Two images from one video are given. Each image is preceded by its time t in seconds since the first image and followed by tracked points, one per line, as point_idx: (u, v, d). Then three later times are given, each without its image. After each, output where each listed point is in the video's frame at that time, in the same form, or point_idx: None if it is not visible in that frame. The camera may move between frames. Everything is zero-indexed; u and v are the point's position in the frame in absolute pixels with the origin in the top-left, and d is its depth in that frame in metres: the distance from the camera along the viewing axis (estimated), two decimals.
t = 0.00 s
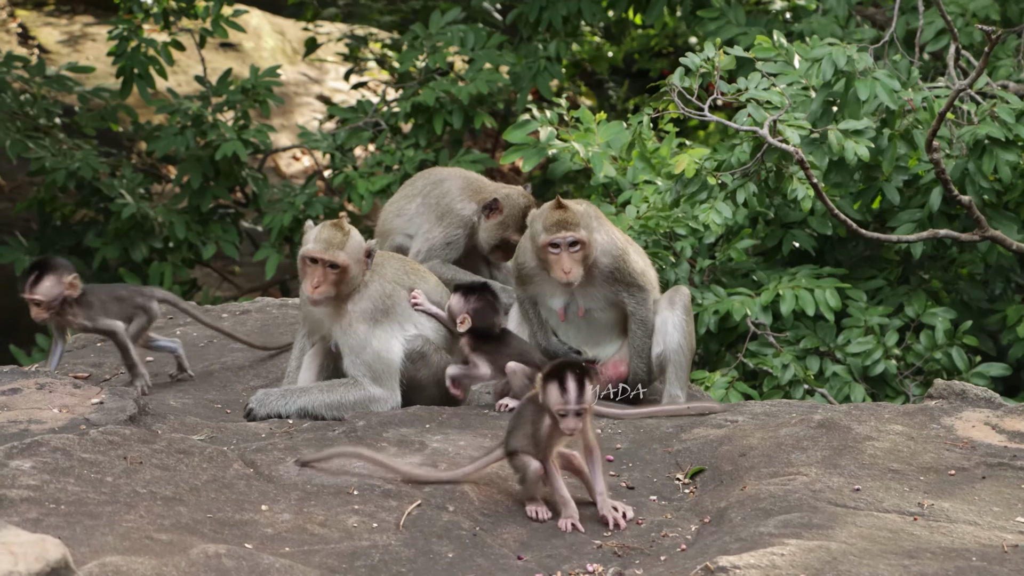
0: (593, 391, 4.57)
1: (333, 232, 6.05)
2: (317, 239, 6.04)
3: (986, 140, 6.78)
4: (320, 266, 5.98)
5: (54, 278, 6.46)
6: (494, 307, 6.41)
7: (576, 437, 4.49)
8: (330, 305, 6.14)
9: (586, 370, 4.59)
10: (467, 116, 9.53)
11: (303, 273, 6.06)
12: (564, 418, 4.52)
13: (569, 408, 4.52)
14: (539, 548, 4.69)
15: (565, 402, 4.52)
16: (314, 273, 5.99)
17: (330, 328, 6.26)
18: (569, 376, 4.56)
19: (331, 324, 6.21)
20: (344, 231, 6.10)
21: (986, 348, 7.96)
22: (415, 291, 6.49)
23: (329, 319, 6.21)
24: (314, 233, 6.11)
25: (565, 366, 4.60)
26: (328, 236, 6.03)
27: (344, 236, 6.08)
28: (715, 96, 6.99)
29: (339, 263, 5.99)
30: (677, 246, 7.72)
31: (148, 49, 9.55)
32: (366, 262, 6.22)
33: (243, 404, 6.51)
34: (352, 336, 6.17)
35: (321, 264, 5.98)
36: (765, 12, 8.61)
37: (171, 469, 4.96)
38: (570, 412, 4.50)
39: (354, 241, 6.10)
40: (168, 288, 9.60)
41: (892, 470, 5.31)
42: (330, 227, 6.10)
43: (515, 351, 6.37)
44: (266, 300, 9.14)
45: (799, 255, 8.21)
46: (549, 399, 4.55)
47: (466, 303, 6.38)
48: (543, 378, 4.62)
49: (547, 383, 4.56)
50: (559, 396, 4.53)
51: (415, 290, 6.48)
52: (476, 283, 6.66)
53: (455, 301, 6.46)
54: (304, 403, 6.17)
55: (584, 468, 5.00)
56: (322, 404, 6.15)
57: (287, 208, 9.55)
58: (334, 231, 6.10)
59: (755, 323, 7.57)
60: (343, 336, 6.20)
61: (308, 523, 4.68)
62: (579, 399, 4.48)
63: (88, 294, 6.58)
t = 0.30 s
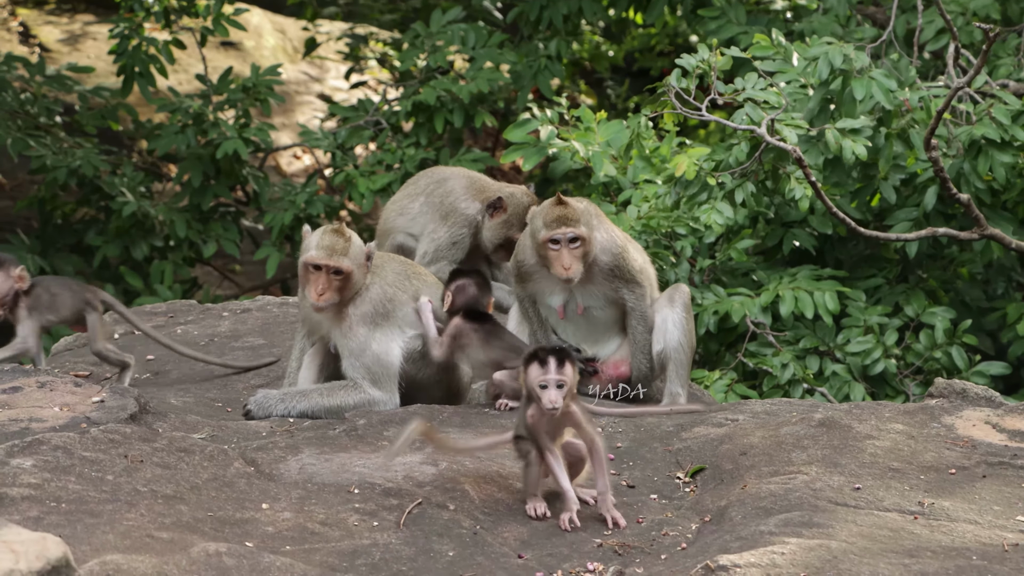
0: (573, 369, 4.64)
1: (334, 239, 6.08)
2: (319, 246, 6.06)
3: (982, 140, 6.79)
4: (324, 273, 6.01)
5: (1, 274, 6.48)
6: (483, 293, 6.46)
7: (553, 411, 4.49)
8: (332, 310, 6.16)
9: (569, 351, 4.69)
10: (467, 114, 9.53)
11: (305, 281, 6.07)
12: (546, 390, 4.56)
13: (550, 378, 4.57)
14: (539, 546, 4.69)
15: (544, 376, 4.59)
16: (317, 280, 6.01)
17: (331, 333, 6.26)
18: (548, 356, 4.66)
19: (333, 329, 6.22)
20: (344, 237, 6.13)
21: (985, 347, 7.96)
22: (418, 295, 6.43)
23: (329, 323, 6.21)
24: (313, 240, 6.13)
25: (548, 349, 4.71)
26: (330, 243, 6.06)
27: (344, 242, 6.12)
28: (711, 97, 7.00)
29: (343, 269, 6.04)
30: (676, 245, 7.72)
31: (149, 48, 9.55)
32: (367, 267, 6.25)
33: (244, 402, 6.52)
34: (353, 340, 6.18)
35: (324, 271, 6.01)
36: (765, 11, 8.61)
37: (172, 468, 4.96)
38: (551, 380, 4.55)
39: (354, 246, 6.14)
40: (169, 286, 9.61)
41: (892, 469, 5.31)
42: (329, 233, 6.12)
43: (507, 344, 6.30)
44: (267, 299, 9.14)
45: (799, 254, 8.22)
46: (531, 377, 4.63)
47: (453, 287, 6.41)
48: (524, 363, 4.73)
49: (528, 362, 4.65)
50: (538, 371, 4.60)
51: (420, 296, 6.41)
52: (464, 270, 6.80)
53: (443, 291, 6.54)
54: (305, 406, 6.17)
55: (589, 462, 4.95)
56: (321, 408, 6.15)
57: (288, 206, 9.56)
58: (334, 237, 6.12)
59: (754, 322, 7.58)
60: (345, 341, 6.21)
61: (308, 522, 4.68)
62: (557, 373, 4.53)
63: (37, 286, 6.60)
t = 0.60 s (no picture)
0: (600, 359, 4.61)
1: (334, 244, 6.07)
2: (320, 253, 6.05)
3: (985, 137, 6.81)
4: (327, 280, 6.02)
5: None
6: (472, 295, 6.21)
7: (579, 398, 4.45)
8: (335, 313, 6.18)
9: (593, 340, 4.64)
10: (468, 113, 9.54)
11: (308, 288, 6.09)
12: (571, 377, 4.50)
13: (576, 366, 4.52)
14: (539, 545, 4.69)
15: (569, 363, 4.53)
16: (320, 288, 6.02)
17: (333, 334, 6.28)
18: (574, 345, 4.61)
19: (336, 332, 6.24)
20: (344, 241, 6.11)
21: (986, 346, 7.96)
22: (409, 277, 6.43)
23: (330, 324, 6.22)
24: (314, 246, 6.12)
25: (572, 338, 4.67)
26: (330, 249, 6.05)
27: (344, 246, 6.10)
28: (714, 95, 7.01)
29: (347, 274, 6.05)
30: (677, 243, 7.67)
31: (149, 46, 9.55)
32: (367, 267, 6.26)
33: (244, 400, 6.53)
34: (354, 342, 6.19)
35: (327, 278, 6.02)
36: (765, 9, 8.61)
37: (172, 466, 4.96)
38: (577, 366, 4.50)
39: (355, 249, 6.13)
40: (170, 285, 9.62)
41: (893, 467, 5.31)
42: (329, 238, 6.10)
43: (497, 344, 6.22)
44: (268, 297, 9.14)
45: (800, 253, 8.23)
46: (555, 365, 4.57)
47: (443, 288, 6.23)
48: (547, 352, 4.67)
49: (553, 350, 4.58)
50: (564, 359, 4.54)
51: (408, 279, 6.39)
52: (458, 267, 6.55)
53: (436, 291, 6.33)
54: (305, 407, 6.17)
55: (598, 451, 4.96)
56: (320, 408, 6.15)
57: (288, 205, 9.57)
58: (334, 242, 6.11)
59: (755, 320, 7.58)
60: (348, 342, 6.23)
61: (309, 520, 4.68)
62: (583, 360, 4.49)
63: None
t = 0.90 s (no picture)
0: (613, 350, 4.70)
1: (334, 243, 6.06)
2: (321, 252, 6.05)
3: (987, 137, 6.82)
4: (327, 278, 6.02)
5: None
6: (483, 291, 6.45)
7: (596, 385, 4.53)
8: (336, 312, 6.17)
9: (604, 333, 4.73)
10: (469, 111, 9.54)
11: (309, 288, 6.09)
12: (587, 365, 4.59)
13: (591, 355, 4.62)
14: (540, 542, 4.69)
15: (585, 352, 4.63)
16: (321, 287, 6.02)
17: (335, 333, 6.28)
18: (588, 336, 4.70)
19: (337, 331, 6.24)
20: (345, 240, 6.10)
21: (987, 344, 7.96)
22: (414, 281, 6.44)
23: (330, 322, 6.23)
24: (315, 245, 6.12)
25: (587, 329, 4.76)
26: (331, 248, 6.04)
27: (346, 246, 6.10)
28: (714, 92, 6.98)
29: (347, 273, 6.03)
30: (679, 241, 7.71)
31: (150, 44, 9.54)
32: (368, 265, 6.25)
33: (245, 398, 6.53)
34: (355, 341, 6.19)
35: (328, 277, 6.02)
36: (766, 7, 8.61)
37: (173, 464, 4.96)
38: (593, 355, 4.60)
39: (356, 249, 6.12)
40: (171, 283, 9.62)
41: (894, 466, 5.30)
42: (330, 238, 6.10)
43: (503, 342, 6.32)
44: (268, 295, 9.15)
45: (800, 251, 8.24)
46: (571, 355, 4.65)
47: (454, 283, 6.46)
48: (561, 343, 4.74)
49: (568, 341, 4.68)
50: (579, 348, 4.64)
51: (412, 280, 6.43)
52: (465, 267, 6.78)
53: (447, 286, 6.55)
54: (306, 405, 6.17)
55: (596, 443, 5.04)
56: (322, 407, 6.15)
57: (289, 203, 9.57)
58: (335, 242, 6.10)
59: (756, 319, 7.59)
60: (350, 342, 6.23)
61: (310, 518, 4.68)
62: (599, 349, 4.59)
63: None
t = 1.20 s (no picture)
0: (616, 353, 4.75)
1: (334, 242, 6.08)
2: (320, 249, 6.07)
3: (986, 133, 6.82)
4: (325, 276, 6.03)
5: None
6: (488, 295, 6.60)
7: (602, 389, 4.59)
8: (335, 311, 6.18)
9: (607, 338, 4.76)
10: (469, 110, 9.54)
11: (307, 284, 6.11)
12: (592, 370, 4.64)
13: (597, 359, 4.67)
14: (542, 541, 4.68)
15: (590, 358, 4.67)
16: (318, 284, 6.03)
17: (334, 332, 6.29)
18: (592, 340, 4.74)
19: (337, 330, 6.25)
20: (344, 240, 6.11)
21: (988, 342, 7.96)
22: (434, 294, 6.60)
23: (331, 322, 6.23)
24: (314, 243, 6.14)
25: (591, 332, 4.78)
26: (330, 246, 6.06)
27: (345, 245, 6.10)
28: (715, 91, 6.97)
29: (344, 272, 6.03)
30: (680, 240, 7.69)
31: (151, 43, 9.54)
32: (369, 266, 6.25)
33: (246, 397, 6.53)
34: (355, 340, 6.19)
35: (325, 274, 6.03)
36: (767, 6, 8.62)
37: (175, 463, 4.96)
38: (599, 360, 4.65)
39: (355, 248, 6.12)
40: (172, 282, 9.62)
41: (895, 464, 5.30)
42: (329, 236, 6.12)
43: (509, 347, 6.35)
44: (270, 294, 9.15)
45: (801, 250, 8.25)
46: (575, 358, 4.68)
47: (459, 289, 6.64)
48: (563, 346, 4.76)
49: (572, 343, 4.71)
50: (585, 352, 4.68)
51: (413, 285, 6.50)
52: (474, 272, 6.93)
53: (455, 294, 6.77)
54: (307, 406, 6.16)
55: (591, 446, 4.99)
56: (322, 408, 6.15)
57: (290, 202, 9.57)
58: (335, 240, 6.12)
59: (757, 318, 7.59)
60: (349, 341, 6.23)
61: (311, 517, 4.68)
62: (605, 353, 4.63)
63: None
